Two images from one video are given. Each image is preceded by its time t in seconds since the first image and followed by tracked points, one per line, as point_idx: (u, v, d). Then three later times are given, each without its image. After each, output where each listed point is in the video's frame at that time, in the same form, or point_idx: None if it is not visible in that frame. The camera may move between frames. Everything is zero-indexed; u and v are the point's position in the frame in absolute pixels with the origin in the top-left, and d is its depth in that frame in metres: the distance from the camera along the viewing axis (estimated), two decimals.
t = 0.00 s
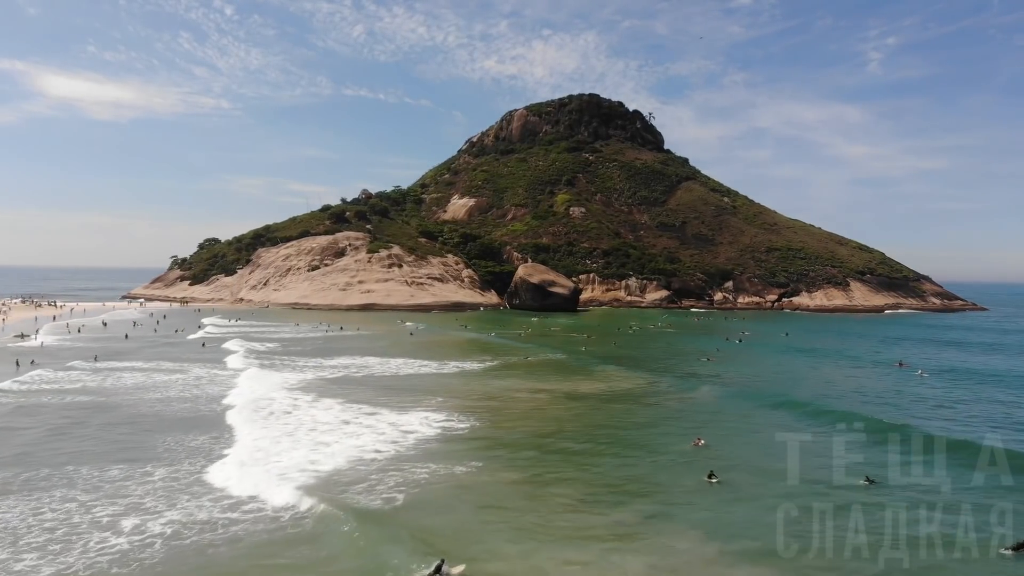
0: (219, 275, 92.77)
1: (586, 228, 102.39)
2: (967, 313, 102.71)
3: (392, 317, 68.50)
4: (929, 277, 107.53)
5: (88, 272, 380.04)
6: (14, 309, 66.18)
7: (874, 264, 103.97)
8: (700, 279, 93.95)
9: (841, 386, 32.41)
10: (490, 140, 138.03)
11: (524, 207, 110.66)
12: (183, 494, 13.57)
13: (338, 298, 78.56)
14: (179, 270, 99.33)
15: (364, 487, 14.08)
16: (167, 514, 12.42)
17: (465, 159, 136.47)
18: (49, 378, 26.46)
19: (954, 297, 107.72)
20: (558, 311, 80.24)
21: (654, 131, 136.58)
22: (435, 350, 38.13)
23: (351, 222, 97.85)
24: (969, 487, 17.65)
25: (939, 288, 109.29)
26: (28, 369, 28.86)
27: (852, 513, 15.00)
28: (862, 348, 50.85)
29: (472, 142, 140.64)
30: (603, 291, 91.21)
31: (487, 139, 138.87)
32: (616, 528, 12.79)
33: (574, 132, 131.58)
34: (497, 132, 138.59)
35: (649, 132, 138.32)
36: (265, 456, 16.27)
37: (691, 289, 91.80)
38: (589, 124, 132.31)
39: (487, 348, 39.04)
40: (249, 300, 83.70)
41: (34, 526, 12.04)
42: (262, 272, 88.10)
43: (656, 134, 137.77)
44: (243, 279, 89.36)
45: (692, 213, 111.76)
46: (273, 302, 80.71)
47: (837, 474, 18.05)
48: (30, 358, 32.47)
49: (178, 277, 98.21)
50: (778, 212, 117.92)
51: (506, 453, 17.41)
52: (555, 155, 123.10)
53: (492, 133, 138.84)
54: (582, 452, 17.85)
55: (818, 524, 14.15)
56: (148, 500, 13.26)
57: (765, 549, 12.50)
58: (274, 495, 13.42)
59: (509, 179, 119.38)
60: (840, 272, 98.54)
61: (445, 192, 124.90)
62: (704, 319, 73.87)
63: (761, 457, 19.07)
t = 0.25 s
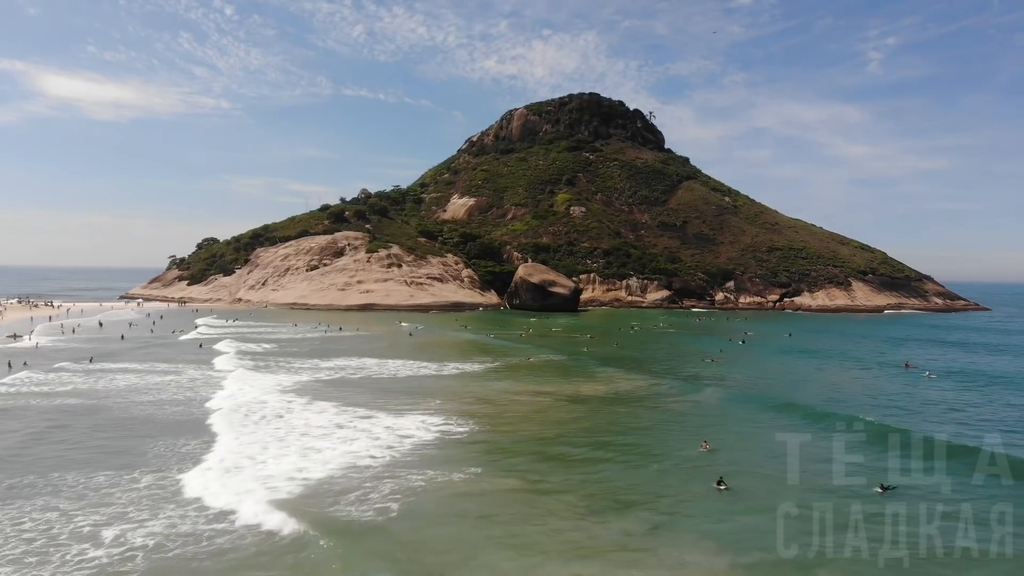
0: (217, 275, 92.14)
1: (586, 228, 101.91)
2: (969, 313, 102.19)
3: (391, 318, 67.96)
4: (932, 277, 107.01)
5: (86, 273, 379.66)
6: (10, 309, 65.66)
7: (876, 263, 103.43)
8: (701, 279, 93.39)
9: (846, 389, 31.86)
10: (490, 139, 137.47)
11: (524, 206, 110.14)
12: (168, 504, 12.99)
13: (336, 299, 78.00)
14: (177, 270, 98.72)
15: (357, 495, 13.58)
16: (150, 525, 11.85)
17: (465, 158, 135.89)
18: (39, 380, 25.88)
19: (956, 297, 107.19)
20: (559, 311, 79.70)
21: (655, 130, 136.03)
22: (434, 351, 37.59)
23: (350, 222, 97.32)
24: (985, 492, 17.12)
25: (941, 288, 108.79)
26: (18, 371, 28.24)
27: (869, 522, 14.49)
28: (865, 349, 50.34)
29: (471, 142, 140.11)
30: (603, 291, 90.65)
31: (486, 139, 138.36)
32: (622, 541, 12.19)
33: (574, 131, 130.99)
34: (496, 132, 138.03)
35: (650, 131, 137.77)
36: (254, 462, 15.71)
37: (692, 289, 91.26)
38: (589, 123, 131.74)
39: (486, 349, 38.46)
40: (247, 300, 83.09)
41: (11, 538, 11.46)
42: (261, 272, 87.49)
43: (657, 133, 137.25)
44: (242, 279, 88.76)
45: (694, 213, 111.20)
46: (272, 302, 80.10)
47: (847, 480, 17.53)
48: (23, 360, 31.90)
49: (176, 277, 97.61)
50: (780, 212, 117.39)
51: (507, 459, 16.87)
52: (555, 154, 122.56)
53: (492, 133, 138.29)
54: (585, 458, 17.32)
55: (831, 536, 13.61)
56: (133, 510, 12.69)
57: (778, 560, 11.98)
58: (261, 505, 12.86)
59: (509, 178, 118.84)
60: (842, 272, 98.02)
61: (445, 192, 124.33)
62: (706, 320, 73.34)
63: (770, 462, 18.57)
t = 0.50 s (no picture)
0: (215, 275, 91.55)
1: (587, 228, 101.39)
2: (971, 313, 101.65)
3: (390, 318, 67.40)
4: (934, 276, 106.47)
5: (85, 272, 378.98)
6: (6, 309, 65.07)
7: (878, 263, 102.89)
8: (702, 279, 92.84)
9: (853, 392, 31.32)
10: (490, 139, 136.90)
11: (524, 206, 109.58)
12: (153, 512, 12.43)
13: (335, 299, 77.44)
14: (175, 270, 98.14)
15: (349, 505, 13.06)
16: (133, 536, 11.29)
17: (465, 158, 135.32)
18: (29, 382, 25.31)
19: (959, 297, 106.58)
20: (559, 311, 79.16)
21: (656, 129, 135.51)
22: (433, 352, 37.03)
23: (349, 222, 96.80)
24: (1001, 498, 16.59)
25: (943, 288, 108.26)
26: (8, 372, 27.66)
27: (886, 532, 13.95)
28: (869, 350, 49.78)
29: (471, 141, 139.56)
30: (604, 292, 90.10)
31: (486, 138, 137.83)
32: (628, 553, 11.63)
33: (574, 130, 130.46)
34: (496, 131, 137.47)
35: (651, 131, 137.21)
36: (244, 468, 15.14)
37: (693, 289, 90.73)
38: (590, 122, 131.19)
39: (486, 351, 37.88)
40: (245, 300, 82.51)
41: None
42: (259, 272, 86.93)
43: (657, 132, 136.71)
44: (240, 279, 88.17)
45: (694, 212, 110.66)
46: (270, 302, 79.53)
47: (859, 486, 16.98)
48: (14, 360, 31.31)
49: (174, 277, 97.00)
50: (781, 212, 116.85)
51: (509, 465, 16.32)
52: (555, 154, 122.01)
53: (492, 132, 137.74)
54: (590, 464, 16.76)
55: (846, 545, 13.07)
56: (116, 519, 12.15)
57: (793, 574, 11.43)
58: (250, 515, 12.30)
59: (509, 178, 118.31)
60: (844, 272, 97.49)
61: (445, 191, 123.76)
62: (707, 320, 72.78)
63: (779, 468, 18.06)
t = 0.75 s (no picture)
0: (213, 275, 91.01)
1: (587, 227, 100.88)
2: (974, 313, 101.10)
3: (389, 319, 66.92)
4: (936, 276, 105.96)
5: (84, 272, 378.55)
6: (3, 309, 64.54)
7: (880, 263, 102.36)
8: (703, 279, 92.33)
9: (859, 394, 30.78)
10: (490, 137, 136.27)
11: (524, 205, 109.03)
12: (136, 523, 11.87)
13: (334, 298, 76.90)
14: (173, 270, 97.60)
15: (341, 515, 12.52)
16: (113, 549, 10.73)
17: (465, 157, 134.76)
18: (20, 385, 24.78)
19: (961, 297, 106.05)
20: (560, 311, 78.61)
21: (656, 128, 134.98)
22: (432, 353, 36.47)
23: (348, 221, 96.29)
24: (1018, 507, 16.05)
25: (945, 288, 107.73)
26: None
27: (901, 544, 13.40)
28: (874, 351, 49.24)
29: (471, 141, 139.03)
30: (604, 292, 89.54)
31: (486, 137, 137.29)
32: (635, 567, 11.10)
33: (575, 129, 129.93)
34: (496, 130, 136.92)
35: (651, 130, 136.63)
36: (233, 474, 14.58)
37: (694, 289, 90.21)
38: (590, 121, 130.62)
39: (486, 352, 37.32)
40: (243, 300, 81.95)
41: None
42: (258, 272, 86.38)
43: (658, 131, 136.17)
44: (238, 279, 87.62)
45: (695, 212, 110.13)
46: (268, 302, 78.98)
47: (870, 494, 16.46)
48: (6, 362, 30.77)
49: (172, 277, 96.45)
50: (782, 211, 116.30)
51: (511, 472, 15.77)
52: (555, 153, 121.49)
53: (491, 131, 137.18)
54: (594, 471, 16.23)
55: (861, 558, 12.55)
56: (97, 530, 11.58)
57: None
58: (237, 526, 11.74)
59: (509, 177, 117.76)
60: (846, 271, 96.96)
61: (444, 191, 123.19)
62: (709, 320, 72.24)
63: (789, 474, 17.55)
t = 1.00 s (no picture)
0: (212, 275, 90.42)
1: (588, 227, 100.32)
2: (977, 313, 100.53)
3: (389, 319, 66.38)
4: (938, 276, 105.42)
5: (83, 272, 378.00)
6: None
7: (882, 263, 101.84)
8: (705, 279, 91.79)
9: (867, 397, 30.21)
10: (490, 137, 135.68)
11: (524, 205, 108.46)
12: (118, 534, 11.28)
13: (333, 299, 76.33)
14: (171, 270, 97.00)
15: (333, 526, 11.95)
16: (91, 563, 10.15)
17: (465, 156, 134.18)
18: (10, 387, 24.19)
19: (964, 297, 105.50)
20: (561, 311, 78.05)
21: (657, 128, 134.42)
22: (431, 354, 35.90)
23: (347, 221, 95.74)
24: None
25: (948, 288, 107.16)
26: None
27: (920, 557, 12.85)
28: (879, 352, 48.68)
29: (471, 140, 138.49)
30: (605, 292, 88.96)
31: (486, 137, 136.73)
32: None
33: (575, 128, 129.37)
34: (497, 129, 136.34)
35: (652, 129, 136.06)
36: (220, 481, 14.00)
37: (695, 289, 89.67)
38: (591, 120, 130.04)
39: (486, 353, 36.75)
40: (242, 300, 81.36)
41: None
42: (256, 272, 85.79)
43: (658, 130, 135.62)
44: (237, 279, 87.01)
45: (697, 211, 109.59)
46: (267, 303, 78.39)
47: (885, 502, 15.90)
48: None
49: (170, 277, 95.84)
50: (784, 211, 115.76)
51: (513, 480, 15.21)
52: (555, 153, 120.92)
53: (491, 131, 136.60)
54: (599, 479, 15.67)
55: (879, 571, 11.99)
56: (75, 542, 10.98)
57: None
58: (223, 539, 11.17)
59: (509, 177, 117.19)
60: (848, 271, 96.42)
61: (444, 190, 122.62)
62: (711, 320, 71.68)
63: (799, 481, 17.01)
